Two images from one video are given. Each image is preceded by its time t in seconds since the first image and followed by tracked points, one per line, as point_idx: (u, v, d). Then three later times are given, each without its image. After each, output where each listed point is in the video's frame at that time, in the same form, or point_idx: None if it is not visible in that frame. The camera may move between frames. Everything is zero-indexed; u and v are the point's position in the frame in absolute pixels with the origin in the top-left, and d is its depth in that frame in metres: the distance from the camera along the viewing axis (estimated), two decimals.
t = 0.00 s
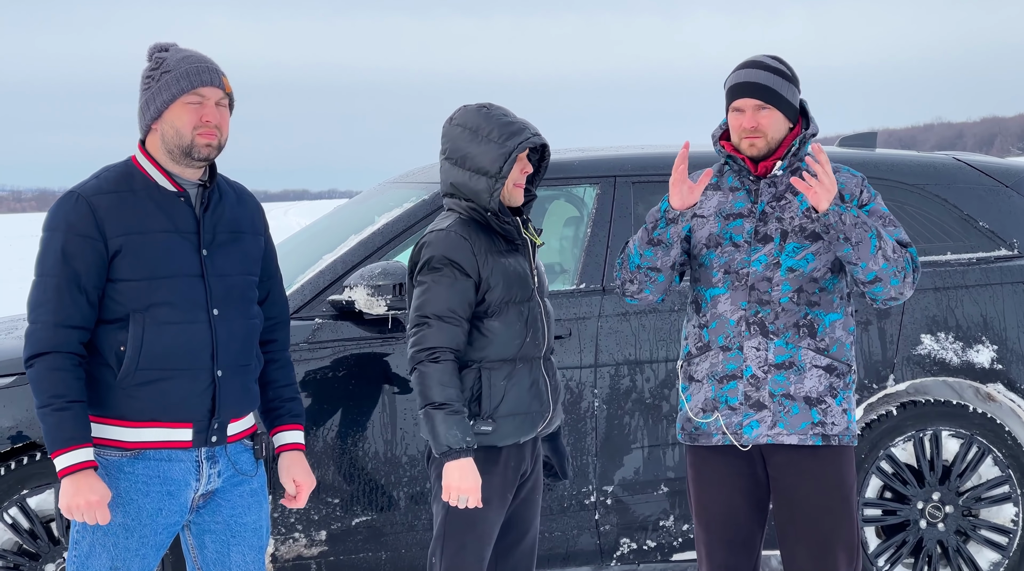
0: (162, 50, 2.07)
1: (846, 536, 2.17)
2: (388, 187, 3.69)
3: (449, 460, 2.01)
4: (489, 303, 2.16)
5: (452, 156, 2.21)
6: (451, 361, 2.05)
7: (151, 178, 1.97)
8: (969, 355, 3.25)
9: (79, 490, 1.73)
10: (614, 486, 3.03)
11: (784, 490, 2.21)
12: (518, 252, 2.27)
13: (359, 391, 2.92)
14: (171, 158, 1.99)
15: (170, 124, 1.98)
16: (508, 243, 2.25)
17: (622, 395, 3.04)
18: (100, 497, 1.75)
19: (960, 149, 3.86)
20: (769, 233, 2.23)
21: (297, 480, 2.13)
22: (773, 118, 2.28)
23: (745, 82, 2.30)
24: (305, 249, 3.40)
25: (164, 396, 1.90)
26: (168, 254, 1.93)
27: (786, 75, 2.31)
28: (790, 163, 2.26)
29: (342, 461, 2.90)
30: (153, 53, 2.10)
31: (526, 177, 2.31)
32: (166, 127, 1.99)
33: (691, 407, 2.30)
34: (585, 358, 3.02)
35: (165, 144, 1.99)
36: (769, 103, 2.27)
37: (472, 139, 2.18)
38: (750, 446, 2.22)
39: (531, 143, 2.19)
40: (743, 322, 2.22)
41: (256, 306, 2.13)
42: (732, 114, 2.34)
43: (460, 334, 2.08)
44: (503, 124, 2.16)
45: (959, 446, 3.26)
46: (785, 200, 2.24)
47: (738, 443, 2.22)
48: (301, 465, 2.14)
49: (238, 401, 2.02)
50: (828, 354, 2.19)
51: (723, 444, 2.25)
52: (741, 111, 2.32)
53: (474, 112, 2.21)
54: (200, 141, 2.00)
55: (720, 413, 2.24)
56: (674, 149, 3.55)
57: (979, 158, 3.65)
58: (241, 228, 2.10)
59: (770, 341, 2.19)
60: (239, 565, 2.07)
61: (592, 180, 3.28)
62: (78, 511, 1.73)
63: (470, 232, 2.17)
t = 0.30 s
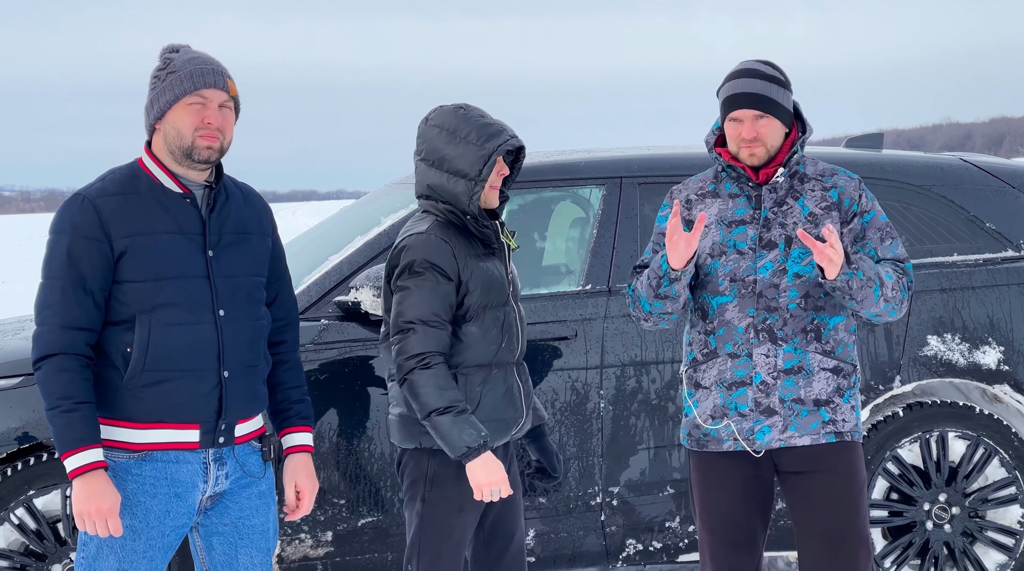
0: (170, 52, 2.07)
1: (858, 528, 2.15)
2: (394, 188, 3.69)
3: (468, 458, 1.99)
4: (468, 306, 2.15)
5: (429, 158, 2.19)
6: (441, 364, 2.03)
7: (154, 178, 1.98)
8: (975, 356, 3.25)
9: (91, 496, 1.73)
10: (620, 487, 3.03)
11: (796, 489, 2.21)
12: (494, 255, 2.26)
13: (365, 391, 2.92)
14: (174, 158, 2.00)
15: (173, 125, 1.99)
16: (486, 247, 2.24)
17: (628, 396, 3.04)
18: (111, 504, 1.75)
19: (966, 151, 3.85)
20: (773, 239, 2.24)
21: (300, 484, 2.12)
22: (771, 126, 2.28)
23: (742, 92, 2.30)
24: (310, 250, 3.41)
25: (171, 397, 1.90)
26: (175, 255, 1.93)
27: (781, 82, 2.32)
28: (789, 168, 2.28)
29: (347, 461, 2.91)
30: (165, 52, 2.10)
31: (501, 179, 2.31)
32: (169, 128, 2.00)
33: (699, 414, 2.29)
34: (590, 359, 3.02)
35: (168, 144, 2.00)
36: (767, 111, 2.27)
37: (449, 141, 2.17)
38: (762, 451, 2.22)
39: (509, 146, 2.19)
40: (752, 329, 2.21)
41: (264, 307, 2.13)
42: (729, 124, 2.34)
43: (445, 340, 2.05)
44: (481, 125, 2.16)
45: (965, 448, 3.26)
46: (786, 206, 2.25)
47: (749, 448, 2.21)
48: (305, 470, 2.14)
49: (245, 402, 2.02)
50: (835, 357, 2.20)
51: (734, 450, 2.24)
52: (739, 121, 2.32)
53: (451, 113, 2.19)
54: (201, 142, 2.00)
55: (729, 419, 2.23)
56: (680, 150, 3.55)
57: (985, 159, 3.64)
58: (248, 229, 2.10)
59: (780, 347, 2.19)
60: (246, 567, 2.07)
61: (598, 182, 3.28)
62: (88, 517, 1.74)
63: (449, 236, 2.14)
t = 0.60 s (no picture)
0: (179, 53, 2.07)
1: (864, 534, 2.15)
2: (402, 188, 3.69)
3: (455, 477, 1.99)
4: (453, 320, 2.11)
5: (414, 166, 2.12)
6: (433, 381, 2.00)
7: (161, 179, 1.98)
8: (984, 356, 3.24)
9: (97, 493, 1.73)
10: (628, 488, 3.03)
11: (806, 490, 2.19)
12: (476, 265, 2.21)
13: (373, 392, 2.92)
14: (180, 159, 2.00)
15: (178, 126, 1.99)
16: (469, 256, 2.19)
17: (636, 396, 3.03)
18: (115, 502, 1.75)
19: (974, 151, 3.84)
20: (788, 236, 2.24)
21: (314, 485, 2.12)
22: (788, 120, 2.27)
23: (759, 84, 2.30)
24: (319, 251, 3.41)
25: (180, 397, 1.90)
26: (183, 256, 1.93)
27: (801, 78, 2.30)
28: (807, 166, 2.27)
29: (356, 461, 2.91)
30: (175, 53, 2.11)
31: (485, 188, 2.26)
32: (175, 128, 2.00)
33: (712, 410, 2.30)
34: (599, 360, 3.02)
35: (174, 145, 2.00)
36: (784, 105, 2.26)
37: (436, 151, 2.10)
38: (772, 449, 2.22)
39: (498, 156, 2.14)
40: (764, 325, 2.22)
41: (275, 307, 2.13)
42: (746, 117, 2.34)
43: (434, 356, 2.01)
44: (470, 135, 2.09)
45: (974, 448, 3.26)
46: (803, 203, 2.24)
47: (760, 446, 2.21)
48: (318, 471, 2.14)
49: (255, 402, 2.02)
50: (849, 356, 2.19)
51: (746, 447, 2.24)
52: (756, 114, 2.31)
53: (437, 120, 2.11)
54: (206, 142, 1.99)
55: (741, 416, 2.23)
56: (688, 151, 3.55)
57: (994, 160, 3.63)
58: (259, 229, 2.10)
59: (792, 343, 2.20)
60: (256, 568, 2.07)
61: (606, 182, 3.28)
62: (92, 514, 1.73)
63: (437, 248, 2.08)
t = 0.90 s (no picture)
0: (189, 53, 2.07)
1: (874, 540, 2.14)
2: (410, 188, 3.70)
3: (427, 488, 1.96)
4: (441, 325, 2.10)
5: (406, 168, 2.11)
6: (416, 387, 1.99)
7: (174, 179, 1.99)
8: (992, 356, 3.23)
9: (102, 497, 1.74)
10: (635, 487, 3.02)
11: (816, 491, 2.19)
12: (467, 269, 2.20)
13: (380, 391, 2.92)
14: (193, 159, 2.00)
15: (192, 126, 1.99)
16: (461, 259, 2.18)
17: (643, 396, 3.03)
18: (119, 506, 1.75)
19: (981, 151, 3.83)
20: (808, 233, 2.23)
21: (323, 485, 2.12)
22: (813, 117, 2.27)
23: (787, 82, 2.31)
24: (327, 251, 3.42)
25: (190, 397, 1.91)
26: (193, 256, 1.93)
27: (831, 76, 2.29)
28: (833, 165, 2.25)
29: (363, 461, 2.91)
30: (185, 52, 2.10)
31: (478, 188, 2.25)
32: (188, 129, 2.00)
33: (728, 405, 2.33)
34: (606, 360, 3.02)
35: (187, 145, 2.00)
36: (809, 102, 2.26)
37: (427, 151, 2.09)
38: (780, 444, 2.22)
39: (489, 158, 2.14)
40: (778, 320, 2.23)
41: (285, 307, 2.13)
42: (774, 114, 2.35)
43: (419, 362, 2.01)
44: (461, 137, 2.09)
45: (982, 448, 3.25)
46: (826, 201, 2.23)
47: (769, 441, 2.23)
48: (328, 469, 2.14)
49: (264, 401, 2.02)
50: (865, 355, 2.17)
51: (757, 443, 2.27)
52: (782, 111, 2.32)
53: (429, 121, 2.10)
54: (220, 143, 2.00)
55: (754, 411, 2.25)
56: (694, 151, 3.55)
57: (1002, 159, 3.62)
58: (269, 229, 2.11)
59: (804, 339, 2.20)
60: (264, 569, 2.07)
61: (614, 182, 3.28)
62: (97, 519, 1.73)
63: (426, 253, 2.07)
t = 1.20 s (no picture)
0: (190, 56, 2.07)
1: (886, 542, 2.13)
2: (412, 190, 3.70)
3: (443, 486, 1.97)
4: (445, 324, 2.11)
5: (405, 170, 2.11)
6: (424, 387, 1.99)
7: (179, 183, 1.99)
8: (995, 358, 3.23)
9: (115, 498, 1.74)
10: (638, 489, 3.02)
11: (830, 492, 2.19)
12: (468, 268, 2.21)
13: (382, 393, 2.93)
14: (198, 162, 2.00)
15: (196, 129, 2.00)
16: (461, 259, 2.19)
17: (646, 398, 3.03)
18: (132, 506, 1.75)
19: (984, 152, 3.83)
20: (825, 230, 2.24)
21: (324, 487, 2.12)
22: (837, 111, 2.27)
23: (813, 75, 2.31)
24: (330, 252, 3.42)
25: (195, 400, 1.91)
26: (198, 258, 1.94)
27: (859, 72, 2.28)
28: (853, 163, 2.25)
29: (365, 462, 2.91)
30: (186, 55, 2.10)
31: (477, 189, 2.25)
32: (192, 132, 2.00)
33: (745, 406, 2.33)
34: (608, 362, 3.02)
35: (192, 149, 2.00)
36: (834, 95, 2.26)
37: (426, 153, 2.09)
38: (796, 442, 2.22)
39: (488, 158, 2.14)
40: (793, 318, 2.24)
41: (288, 309, 2.13)
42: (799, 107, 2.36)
43: (425, 361, 2.01)
44: (459, 137, 2.09)
45: (985, 450, 3.25)
46: (844, 199, 2.24)
47: (784, 439, 2.23)
48: (329, 472, 2.14)
49: (268, 403, 2.02)
50: (880, 354, 2.17)
51: (774, 442, 2.27)
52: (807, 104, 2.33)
53: (427, 122, 2.10)
54: (224, 146, 2.00)
55: (771, 409, 2.25)
56: (697, 152, 3.55)
57: (1004, 161, 3.62)
58: (273, 232, 2.11)
59: (819, 337, 2.20)
60: None
61: (617, 184, 3.28)
62: (110, 520, 1.74)
63: (429, 254, 2.08)
